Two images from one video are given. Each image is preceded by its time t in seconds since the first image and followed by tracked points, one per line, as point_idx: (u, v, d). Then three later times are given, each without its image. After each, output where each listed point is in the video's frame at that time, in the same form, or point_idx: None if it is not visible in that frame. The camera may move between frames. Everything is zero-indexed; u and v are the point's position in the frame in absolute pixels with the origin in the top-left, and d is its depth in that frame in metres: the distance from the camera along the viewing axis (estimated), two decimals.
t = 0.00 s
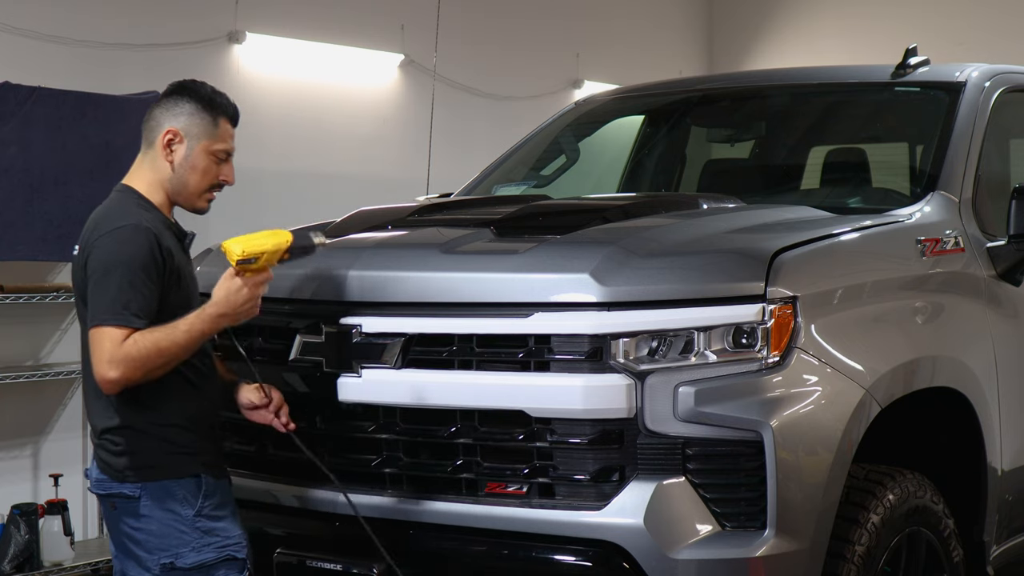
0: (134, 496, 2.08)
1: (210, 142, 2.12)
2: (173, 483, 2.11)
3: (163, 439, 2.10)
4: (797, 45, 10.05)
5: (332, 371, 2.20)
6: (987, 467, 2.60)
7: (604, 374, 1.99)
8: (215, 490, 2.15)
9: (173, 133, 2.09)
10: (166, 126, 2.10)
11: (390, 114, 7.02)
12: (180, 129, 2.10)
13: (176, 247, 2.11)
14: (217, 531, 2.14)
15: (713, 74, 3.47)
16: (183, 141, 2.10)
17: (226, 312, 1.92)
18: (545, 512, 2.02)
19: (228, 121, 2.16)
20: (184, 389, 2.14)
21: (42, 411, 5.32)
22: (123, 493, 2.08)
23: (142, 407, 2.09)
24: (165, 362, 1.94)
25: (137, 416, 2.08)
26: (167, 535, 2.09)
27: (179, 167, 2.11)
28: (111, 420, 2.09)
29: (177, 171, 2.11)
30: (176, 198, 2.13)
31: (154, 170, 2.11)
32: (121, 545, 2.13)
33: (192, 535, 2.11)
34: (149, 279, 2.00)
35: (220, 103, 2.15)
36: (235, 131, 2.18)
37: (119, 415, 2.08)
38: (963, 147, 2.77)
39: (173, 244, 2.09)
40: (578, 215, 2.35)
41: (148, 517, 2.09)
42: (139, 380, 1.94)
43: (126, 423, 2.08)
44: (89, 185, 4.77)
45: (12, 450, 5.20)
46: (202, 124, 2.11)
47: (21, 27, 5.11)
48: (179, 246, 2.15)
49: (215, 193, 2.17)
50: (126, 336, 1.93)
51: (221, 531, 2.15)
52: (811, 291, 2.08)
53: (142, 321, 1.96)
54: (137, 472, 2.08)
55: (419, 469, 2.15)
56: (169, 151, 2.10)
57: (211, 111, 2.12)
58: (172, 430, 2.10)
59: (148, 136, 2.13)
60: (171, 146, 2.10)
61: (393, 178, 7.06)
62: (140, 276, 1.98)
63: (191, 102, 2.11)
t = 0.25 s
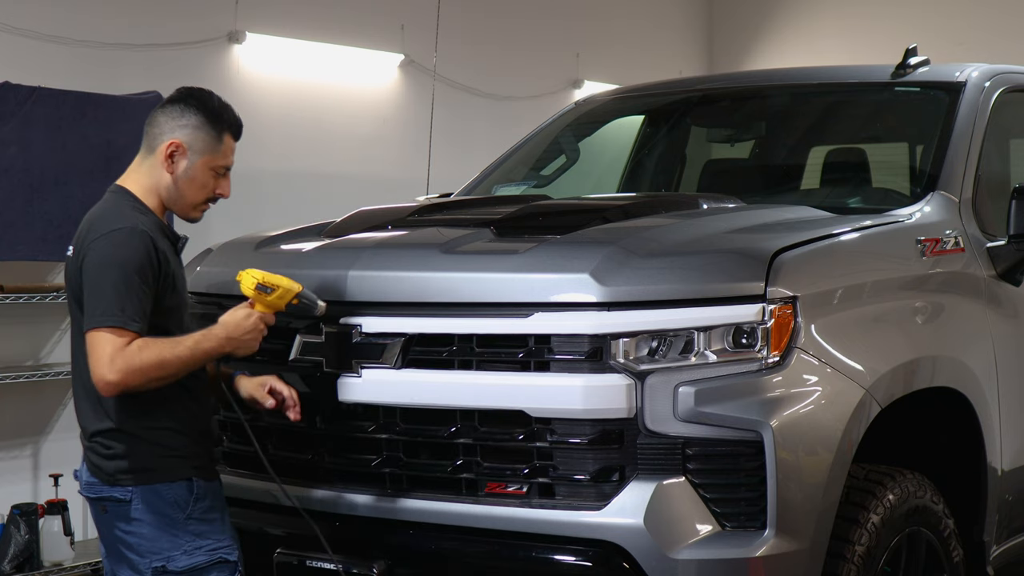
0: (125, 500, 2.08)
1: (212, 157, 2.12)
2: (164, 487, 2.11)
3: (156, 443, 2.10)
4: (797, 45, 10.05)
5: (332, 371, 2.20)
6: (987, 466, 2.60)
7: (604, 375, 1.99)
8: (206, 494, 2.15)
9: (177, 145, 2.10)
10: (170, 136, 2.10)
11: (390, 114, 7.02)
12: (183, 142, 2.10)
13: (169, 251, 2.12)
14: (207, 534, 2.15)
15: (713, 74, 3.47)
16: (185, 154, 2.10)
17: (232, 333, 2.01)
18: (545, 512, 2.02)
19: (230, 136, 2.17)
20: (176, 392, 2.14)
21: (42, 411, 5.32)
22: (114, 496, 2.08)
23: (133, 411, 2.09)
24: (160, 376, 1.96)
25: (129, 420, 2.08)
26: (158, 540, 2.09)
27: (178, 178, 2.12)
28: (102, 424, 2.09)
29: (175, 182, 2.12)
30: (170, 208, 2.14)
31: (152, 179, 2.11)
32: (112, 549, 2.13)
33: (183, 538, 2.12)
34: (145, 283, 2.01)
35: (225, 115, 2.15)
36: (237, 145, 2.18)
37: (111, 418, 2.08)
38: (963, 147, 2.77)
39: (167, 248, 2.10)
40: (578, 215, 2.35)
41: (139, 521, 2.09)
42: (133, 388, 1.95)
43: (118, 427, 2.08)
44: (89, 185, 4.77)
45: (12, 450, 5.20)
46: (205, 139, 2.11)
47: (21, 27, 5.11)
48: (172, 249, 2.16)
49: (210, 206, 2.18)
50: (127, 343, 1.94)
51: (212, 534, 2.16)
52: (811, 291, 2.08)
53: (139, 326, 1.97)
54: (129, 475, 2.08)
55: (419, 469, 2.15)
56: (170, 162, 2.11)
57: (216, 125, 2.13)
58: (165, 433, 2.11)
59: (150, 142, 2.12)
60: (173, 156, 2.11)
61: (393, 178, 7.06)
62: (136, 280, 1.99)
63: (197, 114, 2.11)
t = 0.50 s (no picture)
0: (128, 500, 2.09)
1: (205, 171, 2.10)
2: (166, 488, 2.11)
3: (159, 446, 2.09)
4: (797, 45, 10.05)
5: (332, 370, 2.19)
6: (987, 466, 2.60)
7: (604, 375, 1.99)
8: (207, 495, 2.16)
9: (169, 158, 2.08)
10: (163, 148, 2.08)
11: (390, 114, 7.02)
12: (176, 155, 2.08)
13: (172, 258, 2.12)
14: (210, 535, 2.15)
15: (713, 74, 3.47)
16: (177, 167, 2.09)
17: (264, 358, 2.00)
18: (545, 512, 2.02)
19: (228, 148, 2.13)
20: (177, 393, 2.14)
21: (42, 411, 5.32)
22: (117, 497, 2.09)
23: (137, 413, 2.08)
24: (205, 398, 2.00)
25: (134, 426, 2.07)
26: (162, 540, 2.09)
27: (171, 190, 2.10)
28: (105, 428, 2.08)
29: (168, 194, 2.11)
30: (164, 217, 2.14)
31: (144, 188, 2.11)
32: (115, 551, 2.13)
33: (186, 539, 2.10)
34: (165, 297, 2.02)
35: (223, 126, 2.12)
36: (235, 157, 2.15)
37: (113, 422, 2.08)
38: (963, 147, 2.77)
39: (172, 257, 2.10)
40: (578, 215, 2.35)
41: (142, 522, 2.09)
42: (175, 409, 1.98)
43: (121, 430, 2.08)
44: (89, 185, 4.77)
45: (12, 450, 5.20)
46: (199, 153, 2.09)
47: (21, 27, 5.11)
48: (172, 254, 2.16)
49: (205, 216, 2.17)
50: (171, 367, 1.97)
51: (214, 535, 2.15)
52: (810, 291, 2.08)
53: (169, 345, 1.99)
54: (132, 477, 2.08)
55: (419, 469, 2.15)
56: (163, 174, 2.09)
57: (212, 138, 2.09)
58: (167, 436, 2.10)
59: (146, 151, 2.11)
60: (165, 168, 2.09)
61: (393, 178, 7.06)
62: (157, 297, 2.00)
63: (193, 127, 2.08)
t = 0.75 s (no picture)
0: (130, 501, 2.09)
1: (210, 173, 2.10)
2: (168, 489, 2.11)
3: (159, 448, 2.09)
4: (797, 45, 10.05)
5: (332, 370, 2.19)
6: (987, 466, 2.60)
7: (604, 375, 1.99)
8: (210, 496, 2.15)
9: (172, 161, 2.08)
10: (167, 152, 2.08)
11: (390, 114, 7.02)
12: (179, 158, 2.08)
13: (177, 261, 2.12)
14: (211, 537, 2.14)
15: (713, 74, 3.47)
16: (182, 170, 2.09)
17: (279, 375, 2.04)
18: (545, 512, 2.02)
19: (232, 148, 2.13)
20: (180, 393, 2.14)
21: (42, 411, 5.32)
22: (119, 498, 2.09)
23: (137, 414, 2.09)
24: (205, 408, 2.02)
25: (134, 427, 2.08)
26: (162, 541, 2.09)
27: (177, 193, 2.11)
28: (106, 428, 2.09)
29: (174, 196, 2.11)
30: (170, 218, 2.14)
31: (149, 191, 2.11)
32: (117, 551, 2.13)
33: (187, 540, 2.10)
34: (166, 304, 2.03)
35: (226, 127, 2.11)
36: (239, 155, 2.15)
37: (115, 423, 2.08)
38: (963, 147, 2.77)
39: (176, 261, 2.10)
40: (578, 215, 2.36)
41: (144, 523, 2.09)
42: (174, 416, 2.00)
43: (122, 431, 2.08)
44: (89, 185, 4.77)
45: (12, 450, 5.20)
46: (202, 155, 2.08)
47: (21, 27, 5.11)
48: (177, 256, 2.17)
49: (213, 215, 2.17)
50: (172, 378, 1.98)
51: (215, 537, 2.15)
52: (810, 291, 2.08)
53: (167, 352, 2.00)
54: (133, 478, 2.08)
55: (419, 469, 2.15)
56: (168, 177, 2.09)
57: (215, 141, 2.09)
58: (167, 437, 2.10)
59: (149, 154, 2.11)
60: (170, 172, 2.09)
61: (393, 178, 7.06)
62: (157, 304, 2.00)
63: (195, 129, 2.08)
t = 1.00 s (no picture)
0: (140, 500, 2.09)
1: (219, 169, 2.10)
2: (178, 487, 2.10)
3: (168, 445, 2.09)
4: (797, 45, 10.05)
5: (332, 370, 2.19)
6: (987, 466, 2.60)
7: (604, 375, 1.99)
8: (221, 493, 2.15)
9: (180, 160, 2.08)
10: (173, 152, 2.07)
11: (390, 114, 7.02)
12: (187, 157, 2.08)
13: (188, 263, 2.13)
14: (223, 534, 2.13)
15: (713, 74, 3.47)
16: (190, 168, 2.08)
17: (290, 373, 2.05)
18: (545, 512, 2.02)
19: (240, 142, 2.12)
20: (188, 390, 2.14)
21: (43, 411, 5.32)
22: (130, 497, 2.09)
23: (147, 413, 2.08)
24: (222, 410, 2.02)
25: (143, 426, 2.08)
26: (174, 539, 2.08)
27: (188, 191, 2.11)
28: (117, 428, 2.09)
29: (184, 195, 2.12)
30: (184, 216, 2.15)
31: (160, 191, 2.12)
32: (129, 551, 2.13)
33: (199, 537, 2.09)
34: (176, 307, 2.02)
35: (231, 122, 2.10)
36: (247, 149, 2.14)
37: (125, 422, 2.08)
38: (963, 147, 2.77)
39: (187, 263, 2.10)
40: (578, 215, 2.36)
41: (155, 521, 2.09)
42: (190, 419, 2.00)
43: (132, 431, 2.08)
44: (88, 184, 4.76)
45: (12, 450, 5.20)
46: (209, 152, 2.07)
47: (21, 27, 5.11)
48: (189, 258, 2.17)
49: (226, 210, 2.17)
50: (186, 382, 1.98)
51: (227, 534, 2.14)
52: (810, 291, 2.08)
53: (180, 355, 2.00)
54: (143, 476, 2.08)
55: (419, 469, 2.15)
56: (177, 176, 2.10)
57: (221, 137, 2.08)
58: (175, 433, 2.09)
59: (158, 153, 2.11)
60: (179, 171, 2.09)
61: (393, 178, 7.06)
62: (168, 307, 2.01)
63: (201, 127, 2.07)
